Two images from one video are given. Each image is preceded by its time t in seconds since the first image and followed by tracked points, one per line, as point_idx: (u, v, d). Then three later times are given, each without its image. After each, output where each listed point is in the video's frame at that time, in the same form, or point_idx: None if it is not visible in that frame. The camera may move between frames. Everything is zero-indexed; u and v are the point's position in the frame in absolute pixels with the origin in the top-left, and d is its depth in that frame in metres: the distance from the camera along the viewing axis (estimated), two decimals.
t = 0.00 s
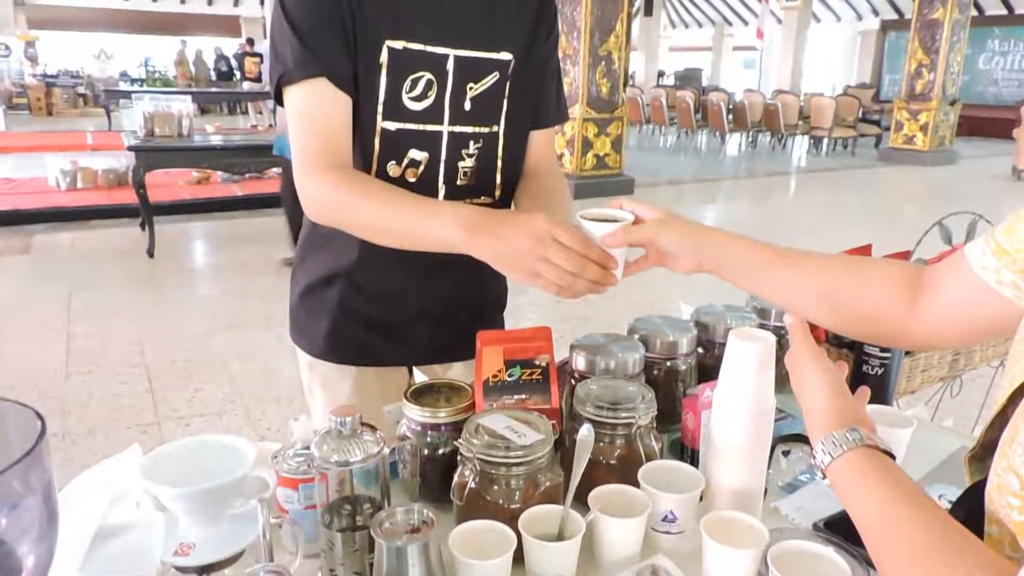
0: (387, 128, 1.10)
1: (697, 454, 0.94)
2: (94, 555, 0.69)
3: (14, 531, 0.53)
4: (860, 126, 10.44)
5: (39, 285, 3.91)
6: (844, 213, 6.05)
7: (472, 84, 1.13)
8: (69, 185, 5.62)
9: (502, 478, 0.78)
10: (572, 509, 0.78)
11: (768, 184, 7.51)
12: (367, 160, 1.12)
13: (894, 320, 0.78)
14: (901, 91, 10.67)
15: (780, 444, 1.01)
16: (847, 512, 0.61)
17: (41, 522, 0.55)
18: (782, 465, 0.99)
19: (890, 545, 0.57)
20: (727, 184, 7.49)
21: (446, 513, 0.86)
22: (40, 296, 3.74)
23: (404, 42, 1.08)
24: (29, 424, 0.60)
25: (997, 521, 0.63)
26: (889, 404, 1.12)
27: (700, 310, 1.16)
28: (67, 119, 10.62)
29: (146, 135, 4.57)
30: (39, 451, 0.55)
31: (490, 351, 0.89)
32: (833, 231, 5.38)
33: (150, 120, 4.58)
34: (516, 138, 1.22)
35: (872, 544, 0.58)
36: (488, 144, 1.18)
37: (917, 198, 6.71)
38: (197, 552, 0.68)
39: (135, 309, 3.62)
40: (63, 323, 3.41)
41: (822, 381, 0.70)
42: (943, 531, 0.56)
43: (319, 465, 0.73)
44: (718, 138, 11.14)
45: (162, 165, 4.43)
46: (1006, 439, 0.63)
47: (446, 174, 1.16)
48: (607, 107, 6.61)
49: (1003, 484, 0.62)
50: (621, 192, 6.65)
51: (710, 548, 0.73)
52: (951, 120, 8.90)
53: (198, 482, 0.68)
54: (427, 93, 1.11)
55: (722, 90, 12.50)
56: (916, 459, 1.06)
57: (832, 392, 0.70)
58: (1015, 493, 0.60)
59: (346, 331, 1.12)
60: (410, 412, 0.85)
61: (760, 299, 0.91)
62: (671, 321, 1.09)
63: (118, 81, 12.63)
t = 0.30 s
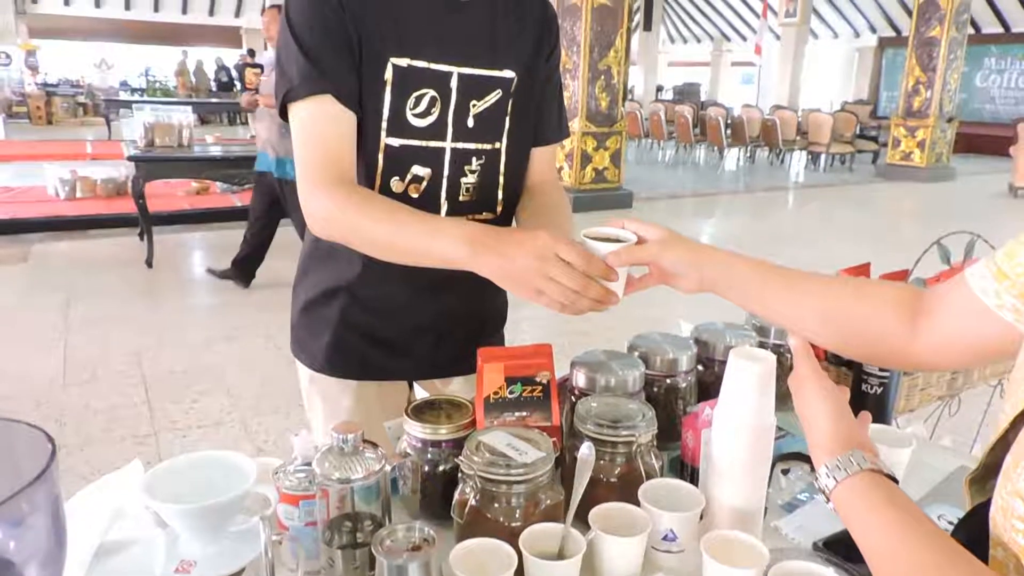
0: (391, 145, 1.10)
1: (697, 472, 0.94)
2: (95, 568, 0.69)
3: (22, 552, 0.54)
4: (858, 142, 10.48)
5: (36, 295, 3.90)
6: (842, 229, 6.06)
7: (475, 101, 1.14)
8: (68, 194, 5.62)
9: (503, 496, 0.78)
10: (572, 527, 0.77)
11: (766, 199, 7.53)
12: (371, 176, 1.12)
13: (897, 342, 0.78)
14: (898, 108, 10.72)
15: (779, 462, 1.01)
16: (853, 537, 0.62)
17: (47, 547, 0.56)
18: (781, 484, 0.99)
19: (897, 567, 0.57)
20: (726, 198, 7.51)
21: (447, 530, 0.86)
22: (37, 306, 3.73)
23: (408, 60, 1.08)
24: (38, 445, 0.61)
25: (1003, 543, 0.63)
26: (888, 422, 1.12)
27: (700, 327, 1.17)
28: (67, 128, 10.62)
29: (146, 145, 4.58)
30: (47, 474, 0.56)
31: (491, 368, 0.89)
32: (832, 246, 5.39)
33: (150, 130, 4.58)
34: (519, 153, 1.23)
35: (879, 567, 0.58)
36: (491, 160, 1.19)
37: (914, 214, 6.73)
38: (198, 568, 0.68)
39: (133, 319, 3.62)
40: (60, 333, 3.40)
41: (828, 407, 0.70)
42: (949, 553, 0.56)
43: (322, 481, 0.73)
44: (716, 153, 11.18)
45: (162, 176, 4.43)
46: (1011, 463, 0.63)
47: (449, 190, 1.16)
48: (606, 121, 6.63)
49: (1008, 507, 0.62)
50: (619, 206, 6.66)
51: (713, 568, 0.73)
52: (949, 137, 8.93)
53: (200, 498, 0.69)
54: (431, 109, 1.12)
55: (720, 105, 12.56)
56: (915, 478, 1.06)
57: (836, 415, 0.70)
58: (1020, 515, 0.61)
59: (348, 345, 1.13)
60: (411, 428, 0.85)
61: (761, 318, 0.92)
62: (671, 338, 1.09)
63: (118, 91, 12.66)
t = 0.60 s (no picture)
0: (396, 166, 1.11)
1: (700, 493, 0.94)
2: None
3: None
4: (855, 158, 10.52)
5: (36, 312, 3.90)
6: (841, 244, 6.07)
7: (478, 123, 1.15)
8: (68, 211, 5.63)
9: (509, 518, 0.78)
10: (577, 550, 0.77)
11: (765, 214, 7.55)
12: (376, 198, 1.13)
13: (901, 364, 0.79)
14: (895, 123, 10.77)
15: (783, 482, 1.01)
16: (863, 562, 0.62)
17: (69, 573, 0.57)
18: (785, 504, 0.99)
19: None
20: (725, 214, 7.53)
21: (451, 552, 0.86)
22: (38, 323, 3.73)
23: (413, 83, 1.09)
24: (60, 476, 0.63)
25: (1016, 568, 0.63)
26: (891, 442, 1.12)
27: (703, 347, 1.17)
28: (67, 145, 10.66)
29: (147, 163, 4.60)
30: (71, 505, 0.58)
31: (496, 390, 0.89)
32: (831, 261, 5.40)
33: (151, 147, 4.60)
34: (522, 174, 1.24)
35: None
36: (493, 180, 1.20)
37: (913, 230, 6.75)
38: None
39: (134, 336, 3.62)
40: (61, 351, 3.39)
41: (836, 430, 0.71)
42: None
43: (327, 504, 0.73)
44: (714, 169, 11.22)
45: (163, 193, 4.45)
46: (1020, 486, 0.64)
47: (452, 211, 1.17)
48: (605, 138, 6.66)
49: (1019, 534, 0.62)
50: (619, 222, 6.69)
51: None
52: (946, 152, 8.96)
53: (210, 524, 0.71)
54: (434, 132, 1.13)
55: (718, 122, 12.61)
56: (918, 499, 1.06)
57: (844, 439, 0.71)
58: None
59: (352, 365, 1.13)
60: (416, 450, 0.85)
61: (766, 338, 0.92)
62: (674, 358, 1.10)
63: (119, 108, 12.74)
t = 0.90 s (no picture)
0: (395, 193, 1.13)
1: (700, 516, 0.95)
2: None
3: None
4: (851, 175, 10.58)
5: (35, 336, 3.89)
6: (838, 261, 6.09)
7: (475, 149, 1.16)
8: (67, 234, 5.65)
9: (510, 544, 0.78)
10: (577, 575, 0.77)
11: (762, 232, 7.58)
12: (375, 224, 1.14)
13: (900, 386, 0.74)
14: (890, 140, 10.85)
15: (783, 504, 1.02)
16: None
17: None
18: (785, 526, 1.00)
19: None
20: (722, 232, 7.56)
21: None
22: (37, 347, 3.73)
23: (411, 111, 1.11)
24: (71, 509, 0.64)
25: None
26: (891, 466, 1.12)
27: (701, 370, 1.18)
28: (67, 167, 10.72)
29: (147, 185, 4.62)
30: (83, 538, 0.59)
31: (495, 415, 0.90)
32: (828, 279, 5.42)
33: (151, 170, 4.63)
34: (519, 198, 1.26)
35: None
36: (491, 205, 1.22)
37: (910, 246, 6.77)
38: None
39: (133, 359, 3.62)
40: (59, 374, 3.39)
41: (846, 465, 0.74)
42: None
43: (329, 532, 0.74)
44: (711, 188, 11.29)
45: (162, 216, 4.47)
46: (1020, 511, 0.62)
47: (451, 235, 1.18)
48: (602, 157, 6.70)
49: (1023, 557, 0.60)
50: (617, 241, 6.72)
51: None
52: (941, 169, 9.02)
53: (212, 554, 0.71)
54: (433, 157, 1.14)
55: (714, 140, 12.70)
56: (916, 520, 1.06)
57: (852, 474, 0.74)
58: None
59: (352, 390, 1.14)
60: (416, 476, 0.86)
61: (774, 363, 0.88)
62: (672, 382, 1.11)
63: (119, 131, 12.83)
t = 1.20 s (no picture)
0: (389, 209, 1.13)
1: (697, 532, 0.95)
2: None
3: None
4: (848, 188, 10.61)
5: (33, 352, 3.89)
6: (835, 274, 6.11)
7: (469, 165, 1.17)
8: (66, 250, 5.65)
9: (507, 561, 0.77)
10: None
11: (759, 245, 7.60)
12: (370, 240, 1.15)
13: (921, 420, 0.71)
14: (886, 153, 10.90)
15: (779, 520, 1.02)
16: None
17: None
18: (781, 542, 1.00)
19: None
20: (720, 245, 7.58)
21: None
22: (34, 363, 3.73)
23: (405, 129, 1.12)
24: (74, 530, 0.65)
25: None
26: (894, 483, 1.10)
27: (697, 386, 1.18)
28: (65, 183, 10.74)
29: (145, 201, 4.64)
30: (85, 561, 0.60)
31: (493, 432, 0.91)
32: (826, 292, 5.43)
33: (150, 187, 4.65)
34: (514, 215, 1.27)
35: None
36: (486, 223, 1.22)
37: (907, 259, 6.79)
38: None
39: (131, 375, 3.62)
40: (57, 390, 3.39)
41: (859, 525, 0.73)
42: None
43: (327, 550, 0.74)
44: (708, 201, 11.33)
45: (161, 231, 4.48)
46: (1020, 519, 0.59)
47: (447, 251, 1.19)
48: (599, 171, 6.72)
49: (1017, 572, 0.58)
50: (614, 255, 6.76)
51: None
52: (937, 181, 9.06)
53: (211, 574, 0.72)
54: (428, 173, 1.15)
55: (711, 154, 12.76)
56: (914, 535, 1.06)
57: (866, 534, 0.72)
58: None
59: (349, 406, 1.14)
60: (415, 494, 0.87)
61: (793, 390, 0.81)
62: (669, 398, 1.11)
63: (118, 147, 12.87)
